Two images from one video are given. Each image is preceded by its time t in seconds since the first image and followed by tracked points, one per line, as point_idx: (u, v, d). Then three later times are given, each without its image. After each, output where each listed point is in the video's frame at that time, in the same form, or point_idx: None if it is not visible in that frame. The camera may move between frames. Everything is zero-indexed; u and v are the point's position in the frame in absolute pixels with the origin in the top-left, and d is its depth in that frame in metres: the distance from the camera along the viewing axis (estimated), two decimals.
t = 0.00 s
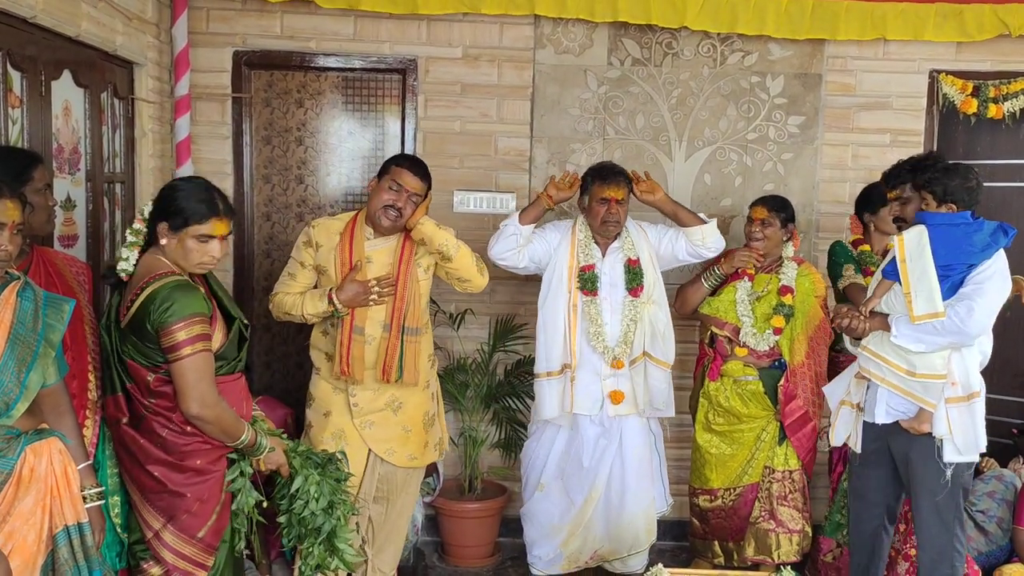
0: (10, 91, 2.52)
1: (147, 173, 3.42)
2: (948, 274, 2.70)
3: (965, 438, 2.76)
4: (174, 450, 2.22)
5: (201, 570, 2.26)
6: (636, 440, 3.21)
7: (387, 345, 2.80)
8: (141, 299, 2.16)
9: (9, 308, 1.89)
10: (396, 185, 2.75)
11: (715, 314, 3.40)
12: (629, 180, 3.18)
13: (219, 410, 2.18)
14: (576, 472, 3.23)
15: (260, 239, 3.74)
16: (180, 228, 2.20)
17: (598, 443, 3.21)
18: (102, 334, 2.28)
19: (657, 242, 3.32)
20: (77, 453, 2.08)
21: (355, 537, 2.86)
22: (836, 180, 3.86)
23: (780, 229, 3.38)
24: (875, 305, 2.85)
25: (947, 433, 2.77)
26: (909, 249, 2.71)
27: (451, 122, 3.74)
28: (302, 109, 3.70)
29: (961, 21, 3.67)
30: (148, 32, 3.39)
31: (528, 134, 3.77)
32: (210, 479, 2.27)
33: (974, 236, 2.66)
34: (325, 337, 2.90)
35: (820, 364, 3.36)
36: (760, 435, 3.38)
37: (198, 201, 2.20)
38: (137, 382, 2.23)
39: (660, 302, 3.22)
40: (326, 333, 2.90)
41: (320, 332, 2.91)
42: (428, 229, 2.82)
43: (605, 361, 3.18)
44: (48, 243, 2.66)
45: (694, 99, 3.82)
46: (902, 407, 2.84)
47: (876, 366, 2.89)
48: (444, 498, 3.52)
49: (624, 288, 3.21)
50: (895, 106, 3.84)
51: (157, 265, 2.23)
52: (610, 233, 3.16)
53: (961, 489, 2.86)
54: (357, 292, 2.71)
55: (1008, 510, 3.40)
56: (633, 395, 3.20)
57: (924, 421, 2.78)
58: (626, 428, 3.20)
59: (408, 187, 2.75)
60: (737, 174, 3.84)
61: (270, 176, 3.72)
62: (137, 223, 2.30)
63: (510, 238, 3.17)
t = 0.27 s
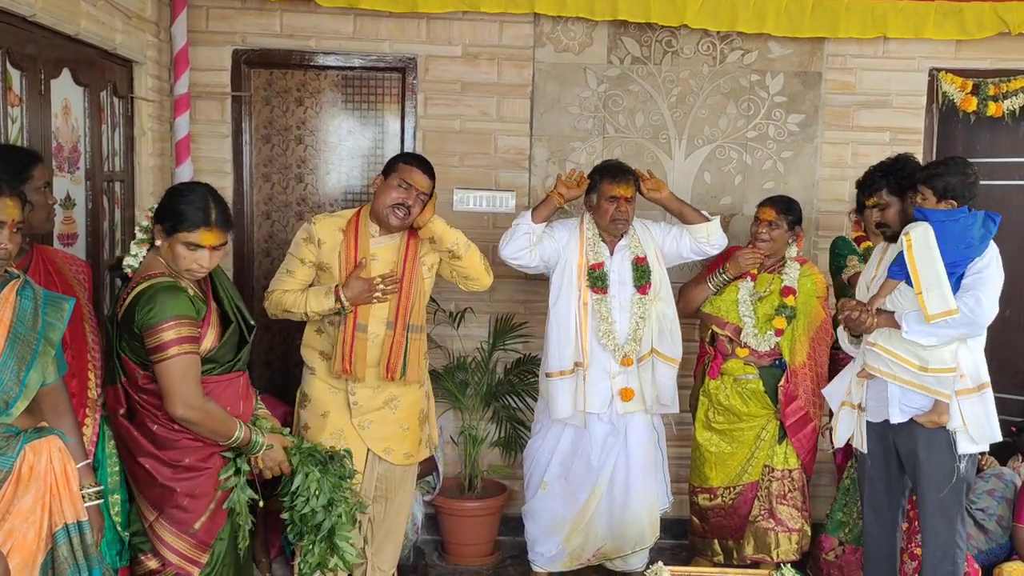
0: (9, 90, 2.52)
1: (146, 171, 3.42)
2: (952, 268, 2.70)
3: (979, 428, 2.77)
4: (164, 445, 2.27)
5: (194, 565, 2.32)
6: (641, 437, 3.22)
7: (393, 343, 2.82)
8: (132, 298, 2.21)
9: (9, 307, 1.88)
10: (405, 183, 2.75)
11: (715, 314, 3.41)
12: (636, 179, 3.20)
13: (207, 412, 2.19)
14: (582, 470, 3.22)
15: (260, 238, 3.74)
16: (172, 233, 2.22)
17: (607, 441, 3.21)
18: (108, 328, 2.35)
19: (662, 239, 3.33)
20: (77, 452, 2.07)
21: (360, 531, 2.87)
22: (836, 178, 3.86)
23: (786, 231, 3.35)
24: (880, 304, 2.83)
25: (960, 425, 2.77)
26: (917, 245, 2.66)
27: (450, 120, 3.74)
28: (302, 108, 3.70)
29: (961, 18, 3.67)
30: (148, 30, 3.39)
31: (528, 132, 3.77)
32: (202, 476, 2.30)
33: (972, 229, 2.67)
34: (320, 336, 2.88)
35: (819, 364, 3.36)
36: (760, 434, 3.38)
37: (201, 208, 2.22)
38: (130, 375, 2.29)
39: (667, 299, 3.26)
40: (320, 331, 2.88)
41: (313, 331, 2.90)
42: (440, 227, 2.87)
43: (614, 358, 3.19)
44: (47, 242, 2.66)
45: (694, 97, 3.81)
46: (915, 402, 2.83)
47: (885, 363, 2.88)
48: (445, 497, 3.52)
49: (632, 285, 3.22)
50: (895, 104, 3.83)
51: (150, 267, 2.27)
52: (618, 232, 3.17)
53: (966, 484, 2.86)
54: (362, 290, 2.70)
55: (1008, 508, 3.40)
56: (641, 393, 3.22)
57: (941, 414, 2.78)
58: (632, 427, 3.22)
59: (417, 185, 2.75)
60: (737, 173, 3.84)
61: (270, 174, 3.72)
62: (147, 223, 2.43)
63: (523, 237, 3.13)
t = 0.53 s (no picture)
0: (8, 89, 2.52)
1: (144, 171, 3.42)
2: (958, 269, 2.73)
3: (991, 416, 2.86)
4: (157, 443, 2.29)
5: (189, 562, 2.33)
6: (642, 436, 3.23)
7: (394, 343, 2.84)
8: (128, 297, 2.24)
9: (7, 306, 1.88)
10: (412, 184, 2.77)
11: (718, 314, 3.40)
12: (638, 178, 3.21)
13: (190, 415, 2.19)
14: (582, 469, 3.22)
15: (258, 237, 3.74)
16: (172, 237, 2.23)
17: (608, 441, 3.21)
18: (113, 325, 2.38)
19: (663, 237, 3.34)
20: (75, 451, 2.07)
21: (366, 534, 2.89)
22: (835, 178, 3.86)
23: (789, 233, 3.31)
24: (890, 304, 2.82)
25: (972, 414, 2.86)
26: (934, 246, 2.64)
27: (449, 119, 3.74)
28: (300, 107, 3.70)
29: (960, 18, 3.67)
30: (146, 29, 3.39)
31: (526, 131, 3.77)
32: (197, 474, 2.31)
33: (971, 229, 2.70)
34: (310, 337, 2.85)
35: (818, 368, 3.37)
36: (760, 433, 3.38)
37: (201, 213, 2.23)
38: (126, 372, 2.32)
39: (669, 297, 3.26)
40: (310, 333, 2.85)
41: (302, 332, 2.86)
42: (445, 228, 2.94)
43: (617, 357, 3.18)
44: (46, 241, 2.66)
45: (693, 96, 3.82)
46: (923, 401, 2.86)
47: (893, 363, 2.88)
48: (444, 496, 3.52)
49: (634, 284, 3.22)
50: (893, 103, 3.84)
51: (150, 267, 2.28)
52: (620, 230, 3.17)
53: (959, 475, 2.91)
54: (365, 289, 2.71)
55: (1006, 506, 3.40)
56: (643, 391, 3.22)
57: (955, 408, 2.83)
58: (633, 426, 3.22)
59: (421, 183, 2.78)
60: (735, 172, 3.84)
61: (268, 174, 3.73)
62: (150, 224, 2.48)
63: (527, 235, 3.14)
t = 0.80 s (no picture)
0: (6, 89, 2.53)
1: (143, 170, 3.42)
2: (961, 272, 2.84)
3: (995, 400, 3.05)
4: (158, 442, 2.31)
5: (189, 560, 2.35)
6: (637, 437, 3.23)
7: (387, 344, 2.86)
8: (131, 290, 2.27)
9: (5, 305, 1.89)
10: (413, 185, 2.83)
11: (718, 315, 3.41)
12: (633, 177, 3.20)
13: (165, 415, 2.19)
14: (578, 469, 3.23)
15: (257, 237, 3.75)
16: (185, 237, 2.26)
17: (602, 440, 3.22)
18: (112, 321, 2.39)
19: (659, 238, 3.35)
20: (72, 450, 2.07)
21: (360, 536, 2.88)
22: (832, 177, 3.87)
23: (788, 235, 3.31)
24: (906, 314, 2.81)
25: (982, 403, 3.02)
26: (945, 254, 2.71)
27: (447, 119, 3.75)
28: (299, 107, 3.70)
29: (957, 18, 3.68)
30: (145, 29, 3.39)
31: (524, 131, 3.77)
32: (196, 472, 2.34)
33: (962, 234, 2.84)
34: (300, 341, 2.78)
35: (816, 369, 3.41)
36: (759, 432, 3.38)
37: (214, 211, 2.27)
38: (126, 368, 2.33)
39: (664, 298, 3.25)
40: (300, 336, 2.79)
41: (293, 335, 2.78)
42: (439, 232, 3.00)
43: (610, 357, 3.19)
44: (44, 241, 2.66)
45: (690, 96, 3.82)
46: (946, 398, 2.91)
47: (914, 371, 2.89)
48: (442, 495, 3.52)
49: (628, 284, 3.22)
50: (890, 103, 3.85)
51: (158, 265, 2.32)
52: (615, 230, 3.18)
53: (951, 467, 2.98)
54: (365, 289, 2.74)
55: (1002, 505, 3.41)
56: (637, 391, 3.23)
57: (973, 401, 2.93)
58: (627, 426, 3.22)
59: (418, 184, 2.85)
60: (733, 171, 3.85)
61: (266, 173, 3.73)
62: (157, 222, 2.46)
63: (520, 234, 3.16)
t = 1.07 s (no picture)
0: (4, 88, 2.52)
1: (140, 169, 3.42)
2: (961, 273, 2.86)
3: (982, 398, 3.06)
4: (162, 441, 2.31)
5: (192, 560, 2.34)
6: (628, 437, 3.23)
7: (382, 347, 2.89)
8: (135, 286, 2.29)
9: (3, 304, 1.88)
10: (409, 188, 2.88)
11: (719, 314, 3.42)
12: (621, 177, 3.19)
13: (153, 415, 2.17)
14: (570, 469, 3.23)
15: (254, 236, 3.75)
16: (195, 237, 2.27)
17: (590, 440, 3.22)
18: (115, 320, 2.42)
19: (651, 241, 3.34)
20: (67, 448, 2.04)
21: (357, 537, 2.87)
22: (829, 178, 3.88)
23: (785, 242, 3.35)
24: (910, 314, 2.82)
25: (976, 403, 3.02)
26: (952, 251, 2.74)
27: (444, 119, 3.75)
28: (296, 106, 3.70)
29: (953, 19, 3.69)
30: (142, 28, 3.39)
31: (522, 131, 3.78)
32: (201, 471, 2.35)
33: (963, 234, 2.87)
34: (298, 345, 2.75)
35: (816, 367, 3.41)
36: (758, 432, 3.39)
37: (222, 210, 2.28)
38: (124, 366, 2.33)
39: (653, 300, 3.23)
40: (298, 341, 2.76)
41: (291, 339, 2.75)
42: (430, 235, 3.06)
43: (594, 357, 3.20)
44: (42, 240, 2.66)
45: (687, 97, 3.83)
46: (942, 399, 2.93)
47: (914, 368, 2.90)
48: (439, 495, 3.53)
49: (615, 285, 3.22)
50: (887, 103, 3.86)
51: (166, 263, 2.34)
52: (601, 231, 3.18)
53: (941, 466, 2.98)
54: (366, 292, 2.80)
55: (998, 505, 3.43)
56: (623, 393, 3.23)
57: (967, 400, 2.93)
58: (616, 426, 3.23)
59: (414, 187, 2.90)
60: (730, 172, 3.86)
61: (263, 173, 3.73)
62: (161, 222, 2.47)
63: (500, 234, 3.18)
